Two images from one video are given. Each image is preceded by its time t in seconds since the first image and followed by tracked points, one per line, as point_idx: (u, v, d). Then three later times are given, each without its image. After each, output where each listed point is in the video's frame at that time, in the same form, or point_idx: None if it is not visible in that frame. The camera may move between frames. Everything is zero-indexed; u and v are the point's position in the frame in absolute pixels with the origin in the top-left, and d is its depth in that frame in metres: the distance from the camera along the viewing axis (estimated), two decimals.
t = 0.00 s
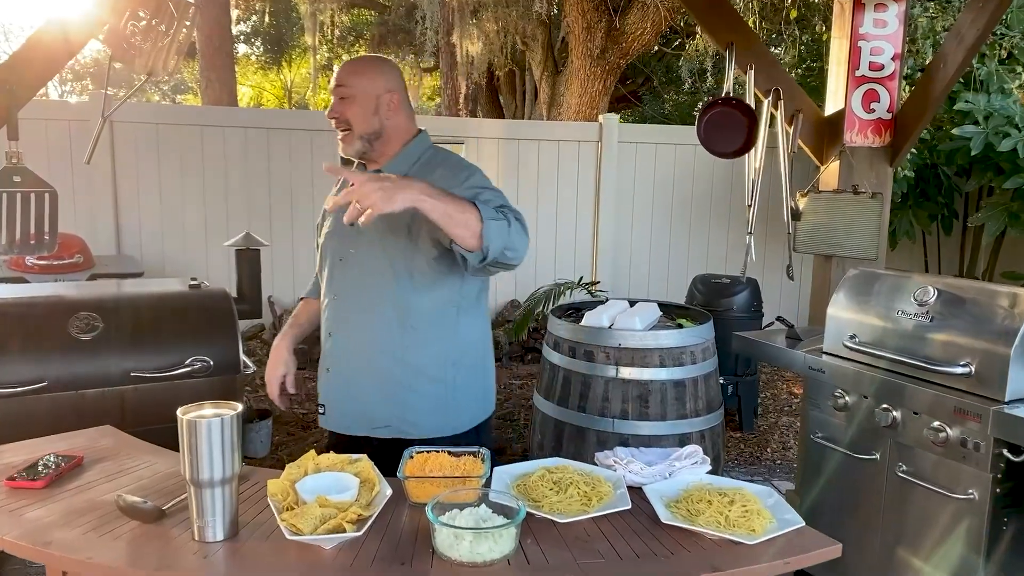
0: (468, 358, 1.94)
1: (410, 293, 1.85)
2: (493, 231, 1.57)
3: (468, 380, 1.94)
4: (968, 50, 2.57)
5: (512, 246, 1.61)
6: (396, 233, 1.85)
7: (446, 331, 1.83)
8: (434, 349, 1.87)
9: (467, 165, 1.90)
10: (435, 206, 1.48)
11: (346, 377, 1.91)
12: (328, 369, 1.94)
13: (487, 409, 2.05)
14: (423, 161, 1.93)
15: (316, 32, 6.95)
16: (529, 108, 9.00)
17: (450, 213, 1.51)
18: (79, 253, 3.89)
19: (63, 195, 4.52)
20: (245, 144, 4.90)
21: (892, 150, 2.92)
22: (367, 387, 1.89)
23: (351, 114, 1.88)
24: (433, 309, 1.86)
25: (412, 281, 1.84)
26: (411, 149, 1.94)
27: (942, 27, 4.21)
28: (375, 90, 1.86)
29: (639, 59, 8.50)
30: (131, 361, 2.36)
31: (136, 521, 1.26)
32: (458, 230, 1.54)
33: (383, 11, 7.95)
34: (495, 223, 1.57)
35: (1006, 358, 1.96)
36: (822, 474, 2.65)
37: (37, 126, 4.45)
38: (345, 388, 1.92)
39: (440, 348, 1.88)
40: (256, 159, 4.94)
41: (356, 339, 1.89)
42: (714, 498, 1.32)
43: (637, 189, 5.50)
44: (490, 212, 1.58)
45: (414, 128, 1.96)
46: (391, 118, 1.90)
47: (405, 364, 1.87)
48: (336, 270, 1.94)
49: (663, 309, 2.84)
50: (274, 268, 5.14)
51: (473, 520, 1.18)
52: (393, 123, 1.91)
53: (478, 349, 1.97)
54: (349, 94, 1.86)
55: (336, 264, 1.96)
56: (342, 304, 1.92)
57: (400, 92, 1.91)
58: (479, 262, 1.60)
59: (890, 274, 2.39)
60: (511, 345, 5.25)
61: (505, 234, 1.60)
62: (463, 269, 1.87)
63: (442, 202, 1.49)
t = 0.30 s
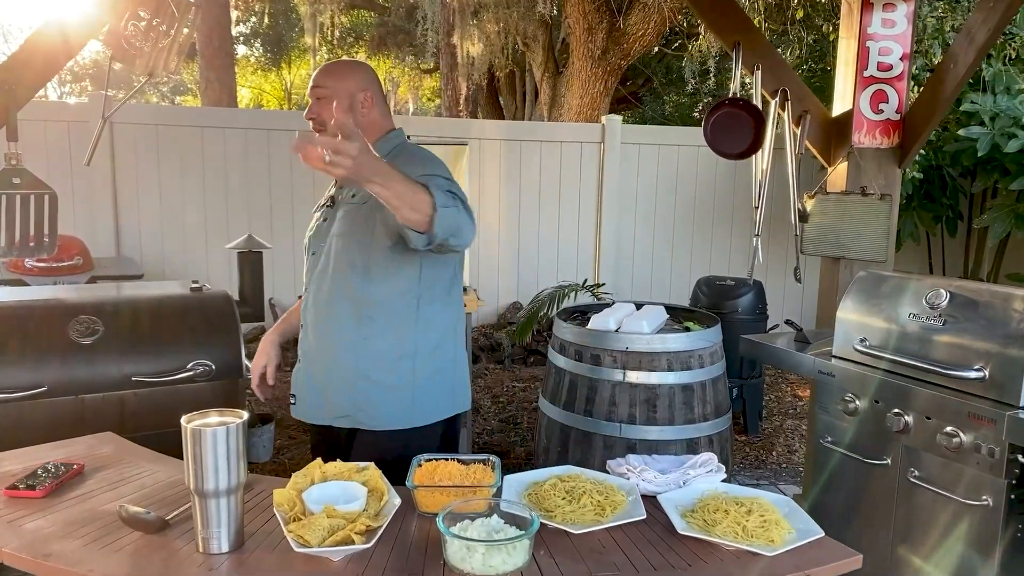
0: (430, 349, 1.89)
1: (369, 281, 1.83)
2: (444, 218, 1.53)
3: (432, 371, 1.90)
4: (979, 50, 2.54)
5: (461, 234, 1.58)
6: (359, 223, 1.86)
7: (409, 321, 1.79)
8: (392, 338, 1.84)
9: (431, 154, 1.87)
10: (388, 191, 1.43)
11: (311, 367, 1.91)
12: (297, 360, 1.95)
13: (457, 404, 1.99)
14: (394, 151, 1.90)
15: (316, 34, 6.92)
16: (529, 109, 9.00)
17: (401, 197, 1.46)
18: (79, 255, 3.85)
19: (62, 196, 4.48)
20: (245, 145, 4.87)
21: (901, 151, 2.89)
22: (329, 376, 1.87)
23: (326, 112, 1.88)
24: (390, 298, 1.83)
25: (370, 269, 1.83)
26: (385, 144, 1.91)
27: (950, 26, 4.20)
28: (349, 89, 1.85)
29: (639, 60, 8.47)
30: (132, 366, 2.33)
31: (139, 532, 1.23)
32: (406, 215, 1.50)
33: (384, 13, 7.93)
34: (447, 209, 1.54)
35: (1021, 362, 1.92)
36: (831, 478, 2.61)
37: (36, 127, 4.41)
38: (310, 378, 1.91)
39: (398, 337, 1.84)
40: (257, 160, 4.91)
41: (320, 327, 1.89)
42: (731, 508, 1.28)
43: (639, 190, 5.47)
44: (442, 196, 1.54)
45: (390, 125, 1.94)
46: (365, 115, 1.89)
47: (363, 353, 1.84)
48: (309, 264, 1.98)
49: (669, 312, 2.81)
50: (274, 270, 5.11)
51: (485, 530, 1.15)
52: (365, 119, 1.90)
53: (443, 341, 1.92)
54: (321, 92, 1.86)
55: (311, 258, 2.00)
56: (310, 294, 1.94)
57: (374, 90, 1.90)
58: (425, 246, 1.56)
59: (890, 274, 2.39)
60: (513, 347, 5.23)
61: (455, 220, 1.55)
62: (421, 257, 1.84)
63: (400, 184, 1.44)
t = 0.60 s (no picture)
0: (392, 352, 1.86)
1: (327, 281, 1.86)
2: (305, 191, 1.55)
3: (395, 375, 1.87)
4: (983, 50, 2.53)
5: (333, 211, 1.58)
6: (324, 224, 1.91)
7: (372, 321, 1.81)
8: (349, 339, 1.84)
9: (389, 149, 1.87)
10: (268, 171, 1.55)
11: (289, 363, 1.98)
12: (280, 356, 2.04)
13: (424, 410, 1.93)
14: (374, 147, 1.89)
15: (316, 34, 6.89)
16: (529, 110, 8.99)
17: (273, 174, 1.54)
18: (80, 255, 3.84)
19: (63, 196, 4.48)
20: (246, 145, 4.86)
21: (904, 151, 2.89)
22: (299, 373, 1.92)
23: (319, 114, 1.89)
24: (347, 299, 1.84)
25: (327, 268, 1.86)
26: (372, 143, 1.89)
27: (953, 26, 4.19)
28: (341, 90, 1.86)
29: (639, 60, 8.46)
30: (134, 366, 2.32)
31: (143, 533, 1.22)
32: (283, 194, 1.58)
33: (383, 13, 7.92)
34: (313, 185, 1.56)
35: None
36: (835, 479, 2.61)
37: (37, 127, 4.41)
38: (288, 374, 1.98)
39: (355, 338, 1.84)
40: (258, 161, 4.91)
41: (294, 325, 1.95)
42: (738, 509, 1.28)
43: (641, 190, 5.47)
44: (315, 177, 1.56)
45: (383, 127, 1.93)
46: (358, 116, 1.90)
47: (323, 353, 1.86)
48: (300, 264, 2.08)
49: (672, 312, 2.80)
50: (275, 270, 5.11)
51: (491, 532, 1.14)
52: (355, 119, 1.90)
53: (409, 345, 1.88)
54: (316, 93, 1.86)
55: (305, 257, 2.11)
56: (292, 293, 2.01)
57: (368, 92, 1.90)
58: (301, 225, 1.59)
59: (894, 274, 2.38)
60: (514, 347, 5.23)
61: (322, 199, 1.56)
62: (376, 259, 1.81)
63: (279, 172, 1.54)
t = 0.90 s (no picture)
0: (350, 358, 1.82)
1: (285, 292, 1.83)
2: (247, 252, 1.50)
3: (356, 379, 1.83)
4: (986, 49, 2.53)
5: (279, 264, 1.50)
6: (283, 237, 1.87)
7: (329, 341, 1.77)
8: (307, 347, 1.81)
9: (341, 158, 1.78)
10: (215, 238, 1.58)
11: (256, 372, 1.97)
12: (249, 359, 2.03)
13: (386, 418, 1.89)
14: (338, 153, 1.82)
15: (316, 34, 6.88)
16: (530, 110, 8.99)
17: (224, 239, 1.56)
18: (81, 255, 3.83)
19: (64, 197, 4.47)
20: (247, 145, 4.87)
21: (907, 150, 2.89)
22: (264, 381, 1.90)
23: (288, 117, 1.85)
24: (303, 308, 1.80)
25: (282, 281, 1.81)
26: (338, 146, 1.84)
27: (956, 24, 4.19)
28: (309, 93, 1.81)
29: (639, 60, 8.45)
30: (137, 366, 2.32)
31: (149, 532, 1.22)
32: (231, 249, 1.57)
33: (384, 13, 7.91)
34: (252, 242, 1.50)
35: None
36: (837, 478, 2.60)
37: (38, 128, 4.40)
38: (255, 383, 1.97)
39: (312, 346, 1.80)
40: (259, 162, 4.93)
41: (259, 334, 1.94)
42: (745, 509, 1.27)
43: (642, 189, 5.46)
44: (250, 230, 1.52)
45: (353, 129, 1.88)
46: (325, 119, 1.85)
47: (282, 363, 1.83)
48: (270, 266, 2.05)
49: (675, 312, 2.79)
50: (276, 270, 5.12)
51: (497, 532, 1.14)
52: (321, 121, 1.85)
53: (369, 349, 1.84)
54: (284, 94, 1.82)
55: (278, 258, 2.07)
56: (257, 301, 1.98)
57: (337, 95, 1.85)
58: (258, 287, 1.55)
59: (898, 274, 2.37)
60: (516, 347, 5.23)
61: (267, 253, 1.50)
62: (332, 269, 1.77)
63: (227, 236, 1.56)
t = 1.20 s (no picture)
0: (304, 375, 1.71)
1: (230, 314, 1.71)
2: (216, 303, 1.46)
3: (313, 398, 1.72)
4: (993, 45, 2.51)
5: (255, 316, 1.48)
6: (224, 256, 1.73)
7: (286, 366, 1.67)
8: (257, 369, 1.70)
9: (275, 172, 1.61)
10: (170, 281, 1.53)
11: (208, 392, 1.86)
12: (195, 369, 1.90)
13: (348, 427, 1.80)
14: (272, 161, 1.65)
15: (317, 33, 6.86)
16: (531, 109, 8.97)
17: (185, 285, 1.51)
18: (82, 254, 3.82)
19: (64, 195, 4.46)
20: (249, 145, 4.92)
21: (912, 147, 2.87)
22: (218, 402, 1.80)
23: (213, 124, 1.67)
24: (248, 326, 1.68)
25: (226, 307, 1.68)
26: (269, 152, 1.67)
27: (962, 21, 4.17)
28: (235, 96, 1.64)
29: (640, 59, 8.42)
30: (137, 363, 2.31)
31: (151, 532, 1.21)
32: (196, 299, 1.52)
33: (384, 12, 7.89)
34: (221, 296, 1.46)
35: None
36: (842, 477, 2.59)
37: (39, 126, 4.39)
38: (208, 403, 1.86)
39: (263, 368, 1.69)
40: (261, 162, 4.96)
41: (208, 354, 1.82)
42: (755, 507, 1.26)
43: (645, 187, 5.45)
44: (213, 280, 1.46)
45: (285, 130, 1.72)
46: (255, 122, 1.68)
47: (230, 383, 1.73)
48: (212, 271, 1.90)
49: (680, 310, 2.78)
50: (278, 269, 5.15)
51: (505, 531, 1.13)
52: (251, 126, 1.68)
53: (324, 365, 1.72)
54: (209, 98, 1.63)
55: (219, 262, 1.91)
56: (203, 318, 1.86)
57: (265, 95, 1.68)
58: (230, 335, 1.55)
59: (902, 271, 2.36)
60: (518, 346, 5.21)
61: (240, 306, 1.46)
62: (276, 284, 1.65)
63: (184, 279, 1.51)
